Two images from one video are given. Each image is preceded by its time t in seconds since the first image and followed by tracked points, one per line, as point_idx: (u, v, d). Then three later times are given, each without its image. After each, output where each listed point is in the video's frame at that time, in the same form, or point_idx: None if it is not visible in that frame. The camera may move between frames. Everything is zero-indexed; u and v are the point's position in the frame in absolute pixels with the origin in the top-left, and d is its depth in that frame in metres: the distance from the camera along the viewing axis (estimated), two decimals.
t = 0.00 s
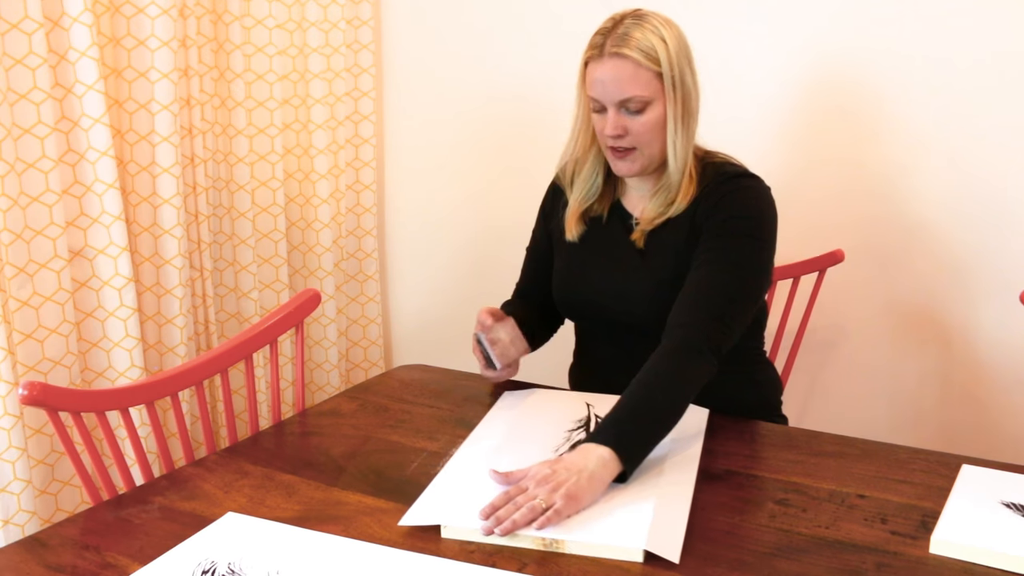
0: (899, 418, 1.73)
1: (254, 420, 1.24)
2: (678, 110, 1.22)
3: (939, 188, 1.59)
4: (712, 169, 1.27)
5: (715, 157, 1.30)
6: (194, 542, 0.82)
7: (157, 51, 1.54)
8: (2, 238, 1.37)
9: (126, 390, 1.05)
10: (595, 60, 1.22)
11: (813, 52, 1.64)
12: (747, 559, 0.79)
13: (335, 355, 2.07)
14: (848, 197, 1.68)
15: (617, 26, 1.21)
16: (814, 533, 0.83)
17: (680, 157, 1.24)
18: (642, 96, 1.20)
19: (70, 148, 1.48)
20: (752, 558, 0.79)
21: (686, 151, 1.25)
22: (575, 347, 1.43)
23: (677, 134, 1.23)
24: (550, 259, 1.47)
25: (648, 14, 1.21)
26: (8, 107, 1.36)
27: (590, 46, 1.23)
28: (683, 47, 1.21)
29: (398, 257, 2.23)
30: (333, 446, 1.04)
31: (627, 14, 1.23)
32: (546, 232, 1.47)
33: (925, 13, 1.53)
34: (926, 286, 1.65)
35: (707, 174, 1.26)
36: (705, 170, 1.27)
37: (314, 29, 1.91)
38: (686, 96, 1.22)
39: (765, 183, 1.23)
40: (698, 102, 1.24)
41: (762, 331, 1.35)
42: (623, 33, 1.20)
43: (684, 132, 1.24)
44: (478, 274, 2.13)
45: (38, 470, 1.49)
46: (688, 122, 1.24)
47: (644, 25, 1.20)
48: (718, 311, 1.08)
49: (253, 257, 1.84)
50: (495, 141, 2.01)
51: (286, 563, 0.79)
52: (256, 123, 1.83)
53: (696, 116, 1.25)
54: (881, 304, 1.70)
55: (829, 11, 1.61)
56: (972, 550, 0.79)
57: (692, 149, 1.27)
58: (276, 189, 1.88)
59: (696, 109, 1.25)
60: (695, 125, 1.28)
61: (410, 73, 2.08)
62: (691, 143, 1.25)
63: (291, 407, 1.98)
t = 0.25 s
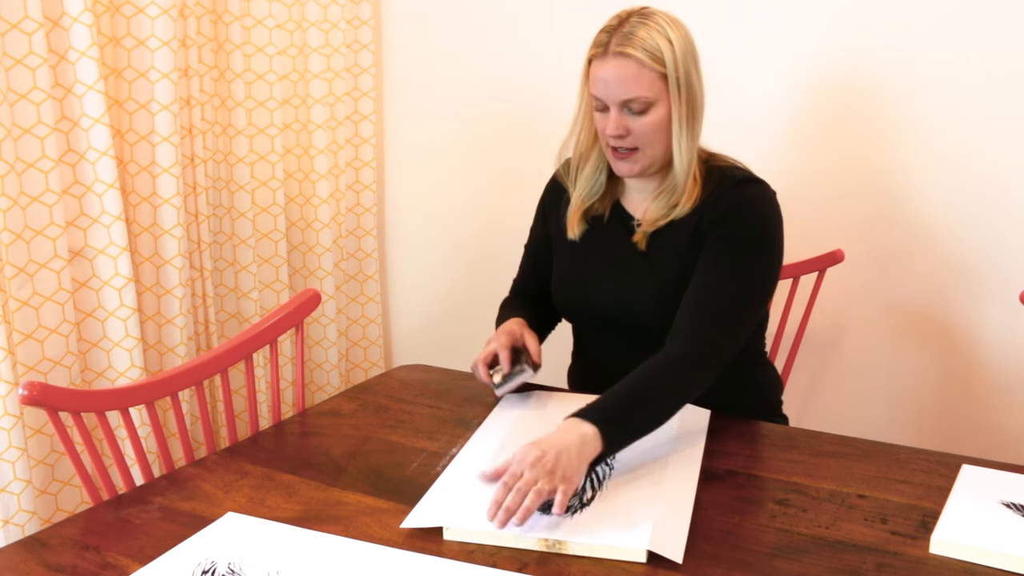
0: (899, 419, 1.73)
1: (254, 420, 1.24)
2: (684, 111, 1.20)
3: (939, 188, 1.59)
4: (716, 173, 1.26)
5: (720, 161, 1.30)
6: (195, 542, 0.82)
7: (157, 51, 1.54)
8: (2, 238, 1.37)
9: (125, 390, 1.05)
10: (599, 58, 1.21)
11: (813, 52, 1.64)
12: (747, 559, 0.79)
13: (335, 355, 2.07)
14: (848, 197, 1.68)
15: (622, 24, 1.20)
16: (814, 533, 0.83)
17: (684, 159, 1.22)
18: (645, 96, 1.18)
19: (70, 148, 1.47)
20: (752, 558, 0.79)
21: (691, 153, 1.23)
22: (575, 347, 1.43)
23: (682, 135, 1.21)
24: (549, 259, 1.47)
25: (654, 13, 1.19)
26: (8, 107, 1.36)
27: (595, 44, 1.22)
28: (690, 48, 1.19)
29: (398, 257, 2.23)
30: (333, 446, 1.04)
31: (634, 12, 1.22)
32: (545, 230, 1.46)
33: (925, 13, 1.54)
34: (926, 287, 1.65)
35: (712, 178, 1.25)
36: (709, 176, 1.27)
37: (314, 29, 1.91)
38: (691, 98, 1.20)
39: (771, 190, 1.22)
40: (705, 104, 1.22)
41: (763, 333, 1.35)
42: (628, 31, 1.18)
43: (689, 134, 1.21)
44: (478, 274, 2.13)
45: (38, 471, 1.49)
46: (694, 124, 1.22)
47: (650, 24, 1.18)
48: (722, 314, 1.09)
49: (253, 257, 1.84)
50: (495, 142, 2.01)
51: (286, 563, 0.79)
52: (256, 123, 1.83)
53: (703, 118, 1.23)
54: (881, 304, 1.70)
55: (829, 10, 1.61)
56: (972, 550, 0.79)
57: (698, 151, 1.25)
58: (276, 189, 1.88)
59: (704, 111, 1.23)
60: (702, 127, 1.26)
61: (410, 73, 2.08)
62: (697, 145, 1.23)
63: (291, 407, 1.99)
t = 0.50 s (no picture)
0: (900, 419, 1.73)
1: (254, 420, 1.24)
2: (689, 120, 1.18)
3: (939, 188, 1.59)
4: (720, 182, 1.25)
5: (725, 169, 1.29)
6: (195, 542, 0.82)
7: (157, 51, 1.54)
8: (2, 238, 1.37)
9: (125, 391, 1.05)
10: (603, 62, 1.19)
11: (813, 52, 1.64)
12: (747, 559, 0.79)
13: (335, 355, 2.07)
14: (848, 197, 1.68)
15: (628, 27, 1.18)
16: (814, 533, 0.83)
17: (688, 168, 1.21)
18: (650, 105, 1.16)
19: (70, 148, 1.47)
20: (752, 558, 0.79)
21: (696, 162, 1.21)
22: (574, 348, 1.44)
23: (687, 145, 1.20)
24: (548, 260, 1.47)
25: (662, 17, 1.17)
26: (8, 107, 1.35)
27: (600, 47, 1.20)
28: (697, 55, 1.17)
29: (398, 257, 2.23)
30: (333, 446, 1.04)
31: (641, 15, 1.20)
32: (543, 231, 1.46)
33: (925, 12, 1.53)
34: (926, 287, 1.65)
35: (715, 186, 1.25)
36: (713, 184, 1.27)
37: (314, 29, 1.91)
38: (698, 107, 1.18)
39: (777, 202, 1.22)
40: (711, 112, 1.20)
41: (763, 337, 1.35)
42: (634, 36, 1.16)
43: (694, 143, 1.20)
44: (478, 274, 2.13)
45: (38, 471, 1.49)
46: (699, 133, 1.20)
47: (657, 29, 1.16)
48: (724, 322, 1.09)
49: (253, 257, 1.84)
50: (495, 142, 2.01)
51: (286, 563, 0.79)
52: (256, 123, 1.83)
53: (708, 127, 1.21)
54: (881, 304, 1.70)
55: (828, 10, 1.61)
56: (972, 550, 0.79)
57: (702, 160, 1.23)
58: (276, 189, 1.88)
59: (710, 118, 1.21)
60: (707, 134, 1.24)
61: (410, 73, 2.08)
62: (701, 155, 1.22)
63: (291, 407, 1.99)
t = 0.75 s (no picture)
0: (900, 419, 1.73)
1: (254, 420, 1.24)
2: (689, 131, 1.18)
3: (938, 188, 1.60)
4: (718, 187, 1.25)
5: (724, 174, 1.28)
6: (195, 541, 0.83)
7: (158, 51, 1.54)
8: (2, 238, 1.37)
9: (125, 391, 1.05)
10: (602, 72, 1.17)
11: (813, 52, 1.64)
12: (747, 558, 0.79)
13: (335, 355, 2.07)
14: (848, 197, 1.68)
15: (628, 37, 1.16)
16: (814, 533, 0.83)
17: (688, 179, 1.21)
18: (651, 117, 1.16)
19: (71, 148, 1.48)
20: (752, 558, 0.79)
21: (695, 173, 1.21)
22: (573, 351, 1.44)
23: (687, 156, 1.19)
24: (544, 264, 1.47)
25: (661, 27, 1.15)
26: (9, 107, 1.36)
27: (598, 57, 1.18)
28: (697, 65, 1.16)
29: (398, 257, 2.23)
30: (333, 446, 1.04)
31: (640, 23, 1.18)
32: (538, 238, 1.45)
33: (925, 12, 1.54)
34: (926, 287, 1.65)
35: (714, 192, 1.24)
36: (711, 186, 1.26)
37: (314, 29, 1.92)
38: (698, 118, 1.18)
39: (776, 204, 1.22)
40: (711, 123, 1.20)
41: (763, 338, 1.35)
42: (634, 46, 1.15)
43: (694, 154, 1.20)
44: (478, 274, 2.13)
45: (38, 470, 1.49)
46: (698, 143, 1.20)
47: (657, 39, 1.15)
48: (723, 329, 1.09)
49: (253, 257, 1.84)
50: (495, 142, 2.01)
51: (286, 563, 0.79)
52: (256, 123, 1.83)
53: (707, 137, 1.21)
54: (881, 304, 1.70)
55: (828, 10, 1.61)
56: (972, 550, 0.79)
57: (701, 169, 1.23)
58: (276, 189, 1.88)
59: (709, 129, 1.21)
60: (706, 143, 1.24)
61: (410, 72, 2.08)
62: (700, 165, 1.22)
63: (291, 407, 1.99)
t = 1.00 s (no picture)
0: (899, 420, 1.74)
1: (254, 420, 1.24)
2: (687, 137, 1.18)
3: (938, 188, 1.60)
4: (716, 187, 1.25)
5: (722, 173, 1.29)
6: (195, 541, 0.83)
7: (158, 51, 1.55)
8: (3, 238, 1.37)
9: (126, 391, 1.05)
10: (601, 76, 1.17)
11: (812, 53, 1.64)
12: (746, 558, 0.79)
13: (335, 355, 2.08)
14: (847, 198, 1.68)
15: (627, 41, 1.16)
16: (813, 533, 0.83)
17: (686, 184, 1.21)
18: (650, 122, 1.16)
19: (72, 148, 1.48)
20: (751, 557, 0.80)
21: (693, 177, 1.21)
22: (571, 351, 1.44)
23: (685, 161, 1.20)
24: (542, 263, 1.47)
25: (661, 32, 1.16)
26: (10, 107, 1.36)
27: (597, 60, 1.18)
28: (697, 71, 1.16)
29: (398, 257, 2.23)
30: (333, 446, 1.04)
31: (638, 28, 1.18)
32: (536, 237, 1.45)
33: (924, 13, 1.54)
34: (925, 287, 1.65)
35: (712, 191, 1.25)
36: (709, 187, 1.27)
37: (314, 29, 1.92)
38: (697, 124, 1.18)
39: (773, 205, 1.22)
40: (710, 128, 1.21)
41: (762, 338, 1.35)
42: (634, 51, 1.15)
43: (692, 159, 1.20)
44: (478, 274, 2.14)
45: (39, 470, 1.49)
46: (697, 149, 1.20)
47: (656, 44, 1.15)
48: (722, 330, 1.09)
49: (253, 257, 1.84)
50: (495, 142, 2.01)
51: (287, 562, 0.80)
52: (256, 123, 1.84)
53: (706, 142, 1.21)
54: (881, 304, 1.70)
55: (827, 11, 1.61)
56: (971, 550, 0.79)
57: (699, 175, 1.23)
58: (276, 189, 1.88)
59: (708, 134, 1.21)
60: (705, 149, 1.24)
61: (409, 73, 2.08)
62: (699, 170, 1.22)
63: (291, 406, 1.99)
